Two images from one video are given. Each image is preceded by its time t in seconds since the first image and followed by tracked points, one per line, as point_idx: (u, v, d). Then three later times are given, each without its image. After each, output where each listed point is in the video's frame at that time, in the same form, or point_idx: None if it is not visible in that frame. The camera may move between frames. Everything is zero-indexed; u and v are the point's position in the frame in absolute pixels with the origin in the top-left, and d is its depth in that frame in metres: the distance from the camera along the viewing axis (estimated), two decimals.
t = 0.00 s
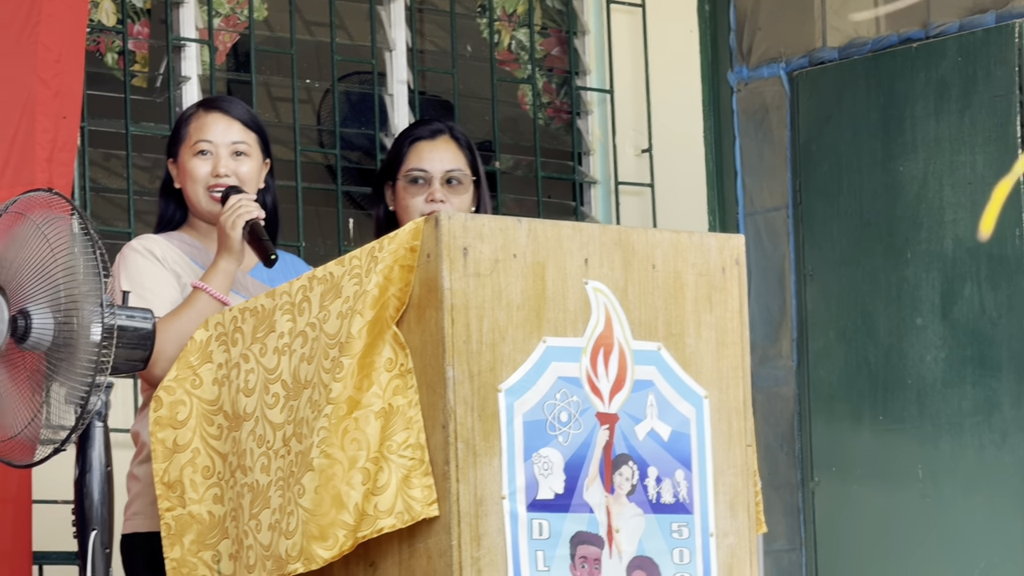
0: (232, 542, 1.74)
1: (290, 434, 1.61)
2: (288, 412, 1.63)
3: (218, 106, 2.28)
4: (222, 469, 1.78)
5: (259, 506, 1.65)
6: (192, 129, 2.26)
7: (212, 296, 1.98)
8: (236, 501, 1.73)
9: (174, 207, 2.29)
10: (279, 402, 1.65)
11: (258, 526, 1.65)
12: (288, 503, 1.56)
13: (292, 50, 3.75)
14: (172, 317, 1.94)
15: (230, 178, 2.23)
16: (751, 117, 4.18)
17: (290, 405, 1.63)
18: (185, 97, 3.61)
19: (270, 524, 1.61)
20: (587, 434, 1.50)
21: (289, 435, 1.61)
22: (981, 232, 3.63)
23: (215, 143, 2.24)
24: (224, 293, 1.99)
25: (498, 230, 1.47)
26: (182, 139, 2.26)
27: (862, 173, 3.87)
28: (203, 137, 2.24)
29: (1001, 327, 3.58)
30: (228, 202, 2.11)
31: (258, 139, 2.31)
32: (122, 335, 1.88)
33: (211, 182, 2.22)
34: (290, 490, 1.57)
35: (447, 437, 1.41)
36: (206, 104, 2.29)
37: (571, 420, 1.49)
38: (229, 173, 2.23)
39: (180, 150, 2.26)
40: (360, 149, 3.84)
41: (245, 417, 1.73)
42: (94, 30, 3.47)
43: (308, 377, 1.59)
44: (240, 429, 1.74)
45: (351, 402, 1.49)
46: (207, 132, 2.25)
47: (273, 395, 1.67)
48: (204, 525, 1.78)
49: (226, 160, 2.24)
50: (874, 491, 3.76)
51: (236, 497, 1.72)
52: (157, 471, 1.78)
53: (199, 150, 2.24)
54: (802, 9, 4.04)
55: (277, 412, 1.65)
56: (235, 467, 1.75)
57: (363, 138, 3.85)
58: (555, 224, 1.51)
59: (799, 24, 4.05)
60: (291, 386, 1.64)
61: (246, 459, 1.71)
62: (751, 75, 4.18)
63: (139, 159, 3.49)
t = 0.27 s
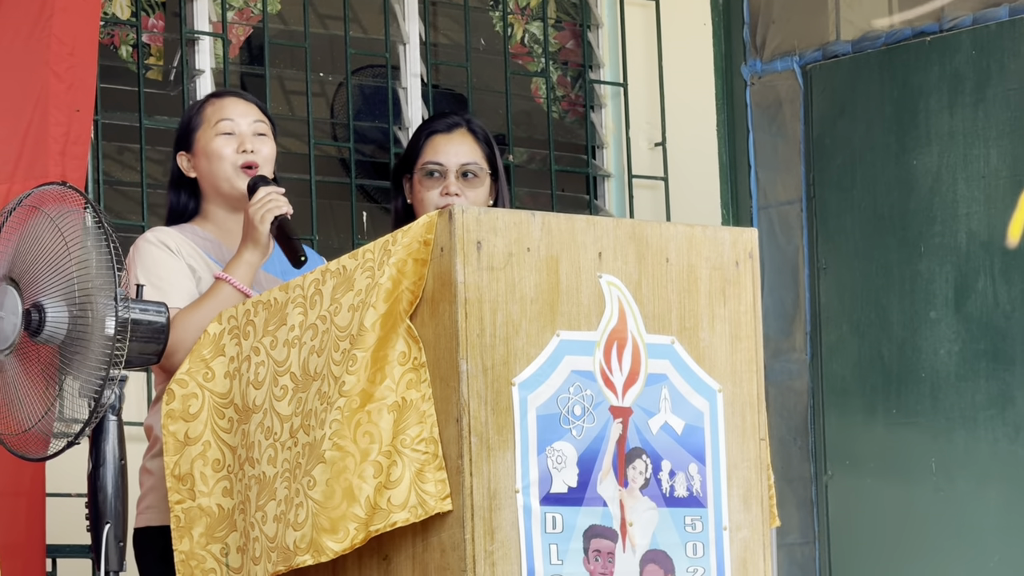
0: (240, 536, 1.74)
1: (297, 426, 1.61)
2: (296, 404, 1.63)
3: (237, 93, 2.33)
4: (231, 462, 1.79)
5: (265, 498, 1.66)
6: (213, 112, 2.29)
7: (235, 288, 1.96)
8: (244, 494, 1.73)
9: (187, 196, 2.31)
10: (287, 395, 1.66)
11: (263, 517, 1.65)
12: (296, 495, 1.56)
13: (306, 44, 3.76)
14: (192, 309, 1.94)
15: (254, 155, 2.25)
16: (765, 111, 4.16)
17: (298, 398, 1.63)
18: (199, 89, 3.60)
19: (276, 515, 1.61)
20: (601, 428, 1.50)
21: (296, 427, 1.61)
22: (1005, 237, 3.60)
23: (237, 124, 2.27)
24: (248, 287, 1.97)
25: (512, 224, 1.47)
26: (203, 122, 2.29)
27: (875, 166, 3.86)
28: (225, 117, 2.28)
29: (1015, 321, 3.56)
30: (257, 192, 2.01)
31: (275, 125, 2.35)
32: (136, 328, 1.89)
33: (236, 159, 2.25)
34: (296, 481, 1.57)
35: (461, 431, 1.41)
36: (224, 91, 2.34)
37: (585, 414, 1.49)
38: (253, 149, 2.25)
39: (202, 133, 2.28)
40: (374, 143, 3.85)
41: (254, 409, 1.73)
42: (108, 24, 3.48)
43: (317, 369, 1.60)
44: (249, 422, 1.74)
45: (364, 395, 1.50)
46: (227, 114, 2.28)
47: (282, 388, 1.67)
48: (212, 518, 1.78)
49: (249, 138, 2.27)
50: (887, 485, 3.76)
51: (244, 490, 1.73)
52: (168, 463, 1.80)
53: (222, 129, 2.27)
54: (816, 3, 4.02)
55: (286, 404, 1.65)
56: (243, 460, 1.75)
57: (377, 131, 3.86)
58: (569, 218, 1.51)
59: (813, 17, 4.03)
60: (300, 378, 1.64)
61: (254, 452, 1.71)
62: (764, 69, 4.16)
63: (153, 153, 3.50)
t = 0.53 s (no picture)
0: (239, 526, 1.74)
1: (299, 415, 1.62)
2: (299, 393, 1.63)
3: (242, 80, 2.35)
4: (233, 453, 1.79)
5: (266, 487, 1.66)
6: (222, 97, 2.31)
7: (257, 269, 1.99)
8: (246, 484, 1.74)
9: (197, 187, 2.30)
10: (290, 384, 1.66)
11: (263, 506, 1.65)
12: (297, 484, 1.57)
13: (315, 35, 3.74)
14: (218, 292, 1.97)
15: (266, 139, 2.28)
16: (774, 103, 4.15)
17: (301, 387, 1.64)
18: (209, 80, 3.59)
19: (276, 504, 1.62)
20: (610, 420, 1.50)
21: (298, 415, 1.62)
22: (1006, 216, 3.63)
23: (246, 108, 2.30)
24: (269, 266, 2.01)
25: (521, 215, 1.47)
26: (212, 107, 2.30)
27: (885, 158, 3.85)
28: (234, 103, 2.30)
29: None
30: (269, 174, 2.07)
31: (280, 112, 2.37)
32: (146, 319, 1.90)
33: (248, 143, 2.27)
34: (297, 470, 1.58)
35: (470, 422, 1.42)
36: (229, 79, 2.36)
37: (594, 405, 1.49)
38: (265, 133, 2.28)
39: (211, 118, 2.29)
40: (383, 134, 3.86)
41: (258, 399, 1.74)
42: (117, 15, 3.48)
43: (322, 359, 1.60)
44: (253, 411, 1.75)
45: (371, 385, 1.51)
46: (236, 98, 2.30)
47: (286, 377, 1.67)
48: (210, 507, 1.78)
49: (260, 121, 2.29)
50: (896, 477, 3.75)
51: (246, 479, 1.74)
52: (170, 452, 1.80)
53: (233, 114, 2.28)
54: None
55: (289, 393, 1.66)
56: (246, 450, 1.76)
57: (385, 123, 3.86)
58: (579, 209, 1.51)
59: (823, 9, 4.03)
60: (303, 367, 1.64)
61: (257, 441, 1.72)
62: (774, 60, 4.15)
63: (162, 144, 3.50)
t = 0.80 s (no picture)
0: (231, 516, 1.76)
1: (299, 405, 1.62)
2: (299, 384, 1.64)
3: (253, 74, 2.35)
4: (231, 445, 1.80)
5: (262, 477, 1.67)
6: (230, 92, 2.31)
7: (264, 264, 1.98)
8: (242, 474, 1.75)
9: (204, 178, 2.34)
10: (292, 374, 1.67)
11: (259, 496, 1.66)
12: (296, 473, 1.58)
13: (322, 27, 3.75)
14: (224, 287, 1.96)
15: (270, 137, 2.28)
16: (780, 96, 4.15)
17: (303, 377, 1.64)
18: (215, 72, 3.59)
19: (272, 493, 1.63)
20: (616, 412, 1.50)
21: (298, 405, 1.63)
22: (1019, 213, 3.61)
23: (254, 104, 2.30)
24: (276, 261, 1.99)
25: (526, 208, 1.47)
26: (220, 102, 2.31)
27: (891, 151, 3.85)
28: (242, 99, 2.30)
29: None
30: (276, 168, 2.05)
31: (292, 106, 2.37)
32: (151, 311, 1.91)
33: (252, 141, 2.27)
34: (296, 460, 1.59)
35: (475, 415, 1.42)
36: (241, 72, 2.36)
37: (600, 398, 1.49)
38: (270, 131, 2.28)
39: (219, 113, 2.31)
40: (389, 127, 3.85)
41: (259, 390, 1.74)
42: (121, 7, 3.47)
43: (324, 350, 1.61)
44: (253, 403, 1.75)
45: (375, 376, 1.51)
46: (245, 94, 2.31)
47: (288, 368, 1.68)
48: (199, 495, 1.79)
49: (266, 119, 2.29)
50: (902, 470, 3.74)
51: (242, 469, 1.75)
52: (164, 438, 1.81)
53: (239, 110, 2.29)
54: None
55: (289, 384, 1.67)
56: (245, 441, 1.77)
57: (392, 116, 3.85)
58: (585, 202, 1.51)
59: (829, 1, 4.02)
60: (305, 358, 1.65)
61: (255, 431, 1.73)
62: (780, 53, 4.15)
63: (167, 137, 3.50)
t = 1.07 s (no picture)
0: (223, 509, 1.78)
1: (300, 401, 1.63)
2: (301, 379, 1.65)
3: (260, 72, 2.35)
4: (227, 439, 1.81)
5: (259, 471, 1.68)
6: (235, 91, 2.32)
7: (263, 265, 2.00)
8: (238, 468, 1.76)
9: (208, 174, 2.35)
10: (293, 370, 1.67)
11: (256, 490, 1.67)
12: (296, 469, 1.58)
13: (324, 23, 3.75)
14: (223, 287, 1.98)
15: (273, 138, 2.28)
16: (783, 92, 4.13)
17: (304, 372, 1.64)
18: (216, 68, 3.59)
19: (269, 487, 1.63)
20: (618, 409, 1.50)
21: (299, 401, 1.63)
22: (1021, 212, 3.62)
23: (258, 103, 2.30)
24: (276, 262, 2.01)
25: (529, 204, 1.47)
26: (225, 101, 2.32)
27: (894, 147, 3.85)
28: (246, 98, 2.30)
29: None
30: (279, 169, 2.08)
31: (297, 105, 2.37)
32: (155, 307, 1.90)
33: (255, 141, 2.27)
34: (296, 455, 1.59)
35: (478, 411, 1.42)
36: (247, 69, 2.36)
37: (602, 394, 1.49)
38: (273, 132, 2.28)
39: (223, 111, 2.31)
40: (391, 123, 3.85)
41: (260, 385, 1.75)
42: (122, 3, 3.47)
43: (326, 345, 1.61)
44: (254, 397, 1.75)
45: (378, 372, 1.51)
46: (250, 92, 2.31)
47: (289, 363, 1.68)
48: (187, 483, 1.79)
49: (269, 119, 2.30)
50: (904, 466, 3.75)
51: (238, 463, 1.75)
52: (160, 426, 1.83)
53: (243, 109, 2.29)
54: None
55: (291, 379, 1.67)
56: (242, 436, 1.77)
57: (394, 112, 3.86)
58: (587, 198, 1.51)
59: None
60: (307, 354, 1.65)
61: (255, 425, 1.73)
62: (783, 49, 4.14)
63: (170, 132, 3.50)
